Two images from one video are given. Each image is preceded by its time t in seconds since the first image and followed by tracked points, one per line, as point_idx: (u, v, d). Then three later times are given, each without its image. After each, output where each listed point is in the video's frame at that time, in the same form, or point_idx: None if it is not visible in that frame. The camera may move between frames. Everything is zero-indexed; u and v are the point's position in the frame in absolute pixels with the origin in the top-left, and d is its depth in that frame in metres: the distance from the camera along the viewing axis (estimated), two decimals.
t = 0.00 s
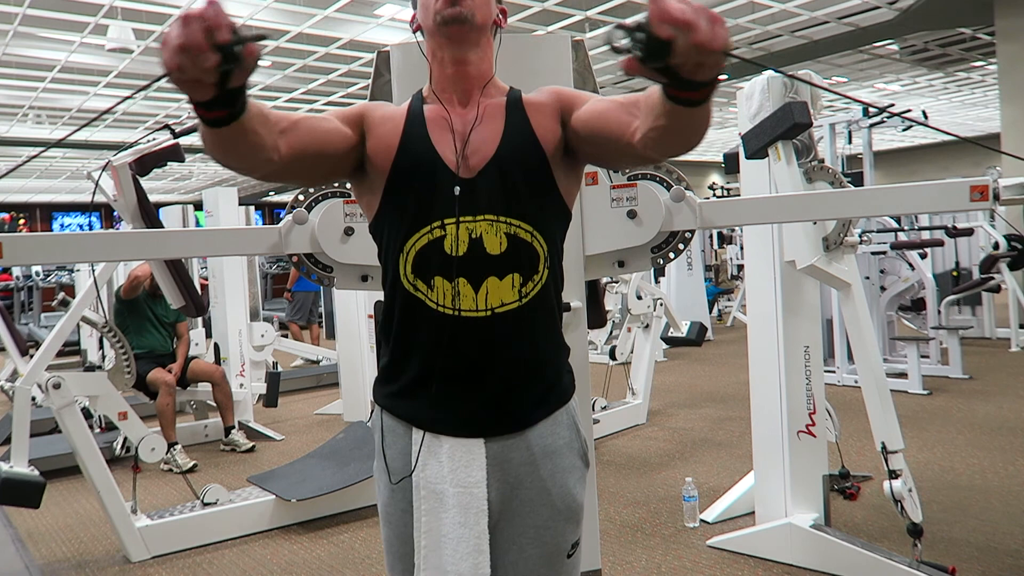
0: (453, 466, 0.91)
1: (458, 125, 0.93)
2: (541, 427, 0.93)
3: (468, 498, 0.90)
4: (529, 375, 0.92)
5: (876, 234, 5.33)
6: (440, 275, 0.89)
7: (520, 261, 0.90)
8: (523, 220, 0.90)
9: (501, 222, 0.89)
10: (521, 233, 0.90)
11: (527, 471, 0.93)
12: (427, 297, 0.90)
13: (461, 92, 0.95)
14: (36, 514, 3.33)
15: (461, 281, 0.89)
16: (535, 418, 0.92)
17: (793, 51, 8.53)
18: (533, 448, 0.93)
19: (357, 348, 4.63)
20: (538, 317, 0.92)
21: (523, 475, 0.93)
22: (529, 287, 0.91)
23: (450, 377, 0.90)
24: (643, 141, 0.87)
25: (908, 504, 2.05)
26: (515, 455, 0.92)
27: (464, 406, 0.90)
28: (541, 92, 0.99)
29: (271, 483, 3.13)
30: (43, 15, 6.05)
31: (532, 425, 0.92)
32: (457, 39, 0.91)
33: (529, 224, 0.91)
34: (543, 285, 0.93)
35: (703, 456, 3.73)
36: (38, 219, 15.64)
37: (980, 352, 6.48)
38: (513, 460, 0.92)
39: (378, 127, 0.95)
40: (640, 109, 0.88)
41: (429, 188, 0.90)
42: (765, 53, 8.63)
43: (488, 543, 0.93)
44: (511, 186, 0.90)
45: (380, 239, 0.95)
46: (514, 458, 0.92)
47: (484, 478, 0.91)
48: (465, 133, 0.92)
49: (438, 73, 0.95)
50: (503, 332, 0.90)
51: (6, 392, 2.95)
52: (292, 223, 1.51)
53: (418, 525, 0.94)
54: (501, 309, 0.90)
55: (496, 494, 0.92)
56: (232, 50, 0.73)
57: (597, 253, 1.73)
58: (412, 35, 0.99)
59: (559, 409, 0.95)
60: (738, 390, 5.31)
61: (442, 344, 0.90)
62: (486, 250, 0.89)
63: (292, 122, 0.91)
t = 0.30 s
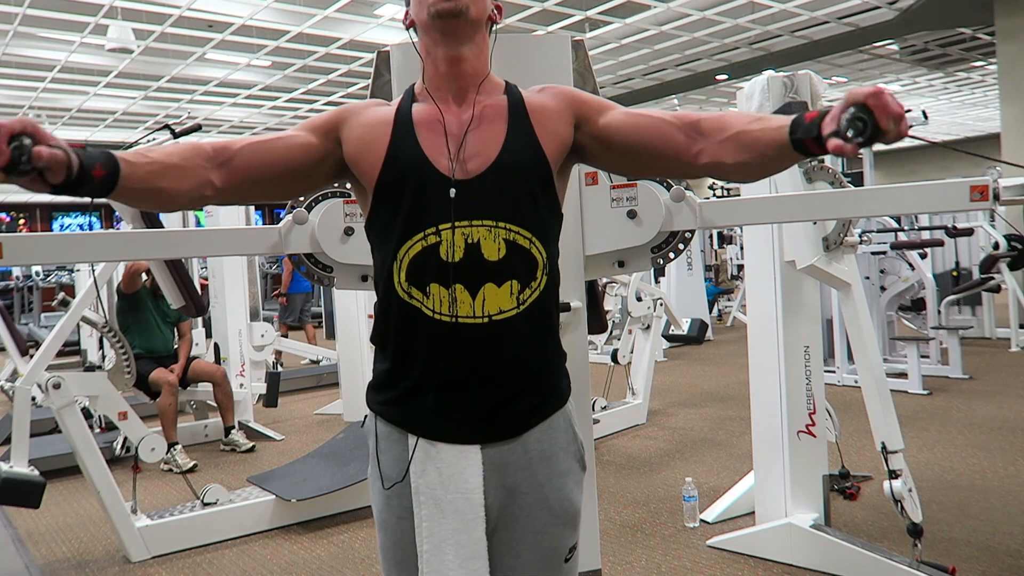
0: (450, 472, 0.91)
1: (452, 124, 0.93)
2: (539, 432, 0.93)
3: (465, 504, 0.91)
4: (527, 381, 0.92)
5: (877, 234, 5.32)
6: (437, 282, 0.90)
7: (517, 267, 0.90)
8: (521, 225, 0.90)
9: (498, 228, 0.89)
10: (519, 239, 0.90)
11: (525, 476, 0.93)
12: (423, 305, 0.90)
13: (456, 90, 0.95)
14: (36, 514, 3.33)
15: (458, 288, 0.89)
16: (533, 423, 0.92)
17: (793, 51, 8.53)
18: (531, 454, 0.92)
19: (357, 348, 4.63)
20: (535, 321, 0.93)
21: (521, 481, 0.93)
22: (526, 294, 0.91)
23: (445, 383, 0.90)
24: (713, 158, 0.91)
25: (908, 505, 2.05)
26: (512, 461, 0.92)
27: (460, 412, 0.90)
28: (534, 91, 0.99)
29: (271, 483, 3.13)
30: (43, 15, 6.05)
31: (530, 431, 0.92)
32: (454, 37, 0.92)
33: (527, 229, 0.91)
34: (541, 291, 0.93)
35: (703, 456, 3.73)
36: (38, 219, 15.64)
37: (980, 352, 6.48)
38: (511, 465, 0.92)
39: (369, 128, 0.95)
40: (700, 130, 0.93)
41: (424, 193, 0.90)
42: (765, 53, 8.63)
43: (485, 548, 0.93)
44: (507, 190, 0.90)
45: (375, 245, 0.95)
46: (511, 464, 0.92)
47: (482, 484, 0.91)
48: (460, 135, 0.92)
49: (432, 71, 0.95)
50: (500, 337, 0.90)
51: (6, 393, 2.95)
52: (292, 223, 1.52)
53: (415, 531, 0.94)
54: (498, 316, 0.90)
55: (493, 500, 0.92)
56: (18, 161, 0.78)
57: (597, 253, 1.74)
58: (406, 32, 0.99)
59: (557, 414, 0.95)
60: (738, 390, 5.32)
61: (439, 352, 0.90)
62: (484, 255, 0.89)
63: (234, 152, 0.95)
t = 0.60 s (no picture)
0: (446, 480, 0.91)
1: (446, 123, 0.92)
2: (536, 438, 0.93)
3: (462, 514, 0.90)
4: (524, 386, 0.92)
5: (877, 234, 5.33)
6: (432, 287, 0.90)
7: (512, 270, 0.90)
8: (517, 228, 0.90)
9: (495, 231, 0.89)
10: (516, 242, 0.90)
11: (522, 482, 0.93)
12: (418, 310, 0.90)
13: (450, 87, 0.94)
14: (36, 514, 3.33)
15: (453, 293, 0.89)
16: (530, 428, 0.92)
17: (792, 51, 8.53)
18: (529, 460, 0.92)
19: (357, 348, 4.63)
20: (531, 325, 0.93)
21: (518, 487, 0.93)
22: (521, 298, 0.91)
23: (442, 388, 0.90)
24: (721, 171, 0.94)
25: (908, 505, 2.05)
26: (510, 467, 0.92)
27: (456, 418, 0.90)
28: (529, 87, 0.99)
29: (270, 483, 3.13)
30: (43, 15, 6.05)
31: (527, 437, 0.92)
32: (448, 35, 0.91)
33: (523, 233, 0.91)
34: (537, 296, 0.93)
35: (703, 456, 3.73)
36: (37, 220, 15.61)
37: (980, 352, 6.48)
38: (508, 472, 0.92)
39: (363, 128, 0.95)
40: (710, 143, 0.95)
41: (418, 195, 0.90)
42: (765, 53, 8.63)
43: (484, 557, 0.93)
44: (503, 192, 0.90)
45: (370, 250, 0.95)
46: (509, 470, 0.92)
47: (479, 493, 0.91)
48: (455, 133, 0.91)
49: (425, 68, 0.94)
50: (497, 343, 0.90)
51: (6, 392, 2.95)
52: (292, 223, 1.51)
53: (413, 539, 0.94)
54: (494, 321, 0.90)
55: (491, 508, 0.92)
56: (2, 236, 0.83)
57: (596, 253, 1.74)
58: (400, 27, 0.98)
59: (555, 418, 0.95)
60: (739, 390, 5.32)
61: (436, 357, 0.90)
62: (480, 259, 0.89)
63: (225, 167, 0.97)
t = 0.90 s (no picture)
0: (447, 477, 0.90)
1: (447, 121, 0.92)
2: (537, 436, 0.93)
3: (462, 513, 0.90)
4: (525, 382, 0.92)
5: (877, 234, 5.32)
6: (433, 282, 0.89)
7: (513, 266, 0.90)
8: (518, 224, 0.90)
9: (496, 226, 0.89)
10: (516, 237, 0.90)
11: (523, 479, 0.93)
12: (419, 305, 0.90)
13: (451, 86, 0.95)
14: (36, 514, 3.33)
15: (454, 288, 0.89)
16: (531, 426, 0.92)
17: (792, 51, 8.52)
18: (529, 457, 0.92)
19: (357, 348, 4.63)
20: (532, 322, 0.93)
21: (519, 485, 0.93)
22: (522, 294, 0.91)
23: (442, 385, 0.90)
24: (718, 176, 0.93)
25: (908, 505, 2.05)
26: (511, 464, 0.92)
27: (455, 415, 0.90)
28: (529, 88, 0.99)
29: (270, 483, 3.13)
30: (43, 15, 6.05)
31: (528, 435, 0.92)
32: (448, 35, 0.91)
33: (524, 228, 0.91)
34: (538, 292, 0.93)
35: (703, 456, 3.73)
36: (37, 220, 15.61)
37: (980, 352, 6.47)
38: (509, 470, 0.92)
39: (362, 127, 0.95)
40: (708, 146, 0.94)
41: (419, 191, 0.90)
42: (765, 53, 8.63)
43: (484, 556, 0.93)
44: (503, 188, 0.90)
45: (369, 246, 0.95)
46: (510, 467, 0.92)
47: (479, 490, 0.91)
48: (455, 132, 0.92)
49: (426, 67, 0.94)
50: (497, 339, 0.90)
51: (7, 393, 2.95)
52: (292, 223, 1.51)
53: (411, 539, 0.93)
54: (495, 317, 0.90)
55: (492, 505, 0.92)
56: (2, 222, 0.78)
57: (596, 253, 1.74)
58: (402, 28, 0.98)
59: (556, 416, 0.95)
60: (738, 390, 5.32)
61: (437, 354, 0.90)
62: (481, 254, 0.89)
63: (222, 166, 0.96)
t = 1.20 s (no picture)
0: (451, 466, 0.91)
1: (455, 121, 0.93)
2: (539, 427, 0.94)
3: (466, 499, 0.91)
4: (527, 373, 0.92)
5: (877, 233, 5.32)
6: (437, 271, 0.89)
7: (516, 256, 0.90)
8: (520, 215, 0.90)
9: (499, 218, 0.89)
10: (518, 228, 0.90)
11: (525, 471, 0.93)
12: (422, 293, 0.90)
13: (455, 89, 0.95)
14: (37, 514, 3.33)
15: (459, 277, 0.89)
16: (533, 417, 0.92)
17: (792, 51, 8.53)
18: (531, 448, 0.93)
19: (357, 347, 4.63)
20: (535, 312, 0.92)
21: (521, 475, 0.93)
22: (524, 282, 0.91)
23: (446, 375, 0.90)
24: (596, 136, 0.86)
25: (908, 504, 2.05)
26: (513, 455, 0.92)
27: (460, 405, 0.90)
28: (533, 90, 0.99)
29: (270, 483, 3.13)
30: (43, 15, 6.05)
31: (530, 425, 0.93)
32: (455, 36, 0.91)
33: (526, 220, 0.90)
34: (539, 283, 0.93)
35: (702, 456, 3.73)
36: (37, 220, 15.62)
37: (980, 352, 6.48)
38: (511, 460, 0.92)
39: (377, 123, 0.94)
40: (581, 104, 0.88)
41: (426, 183, 0.90)
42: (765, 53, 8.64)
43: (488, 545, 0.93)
44: (507, 180, 0.90)
45: (374, 236, 0.94)
46: (512, 458, 0.92)
47: (483, 479, 0.91)
48: (460, 129, 0.92)
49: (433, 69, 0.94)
50: (501, 329, 0.90)
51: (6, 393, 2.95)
52: (292, 223, 1.51)
53: (416, 530, 0.93)
54: (498, 305, 0.90)
55: (495, 495, 0.92)
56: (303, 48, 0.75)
57: (596, 253, 1.75)
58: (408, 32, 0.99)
59: (557, 407, 0.96)
60: (738, 389, 5.32)
61: (440, 344, 0.90)
62: (483, 244, 0.89)
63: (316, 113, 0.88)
